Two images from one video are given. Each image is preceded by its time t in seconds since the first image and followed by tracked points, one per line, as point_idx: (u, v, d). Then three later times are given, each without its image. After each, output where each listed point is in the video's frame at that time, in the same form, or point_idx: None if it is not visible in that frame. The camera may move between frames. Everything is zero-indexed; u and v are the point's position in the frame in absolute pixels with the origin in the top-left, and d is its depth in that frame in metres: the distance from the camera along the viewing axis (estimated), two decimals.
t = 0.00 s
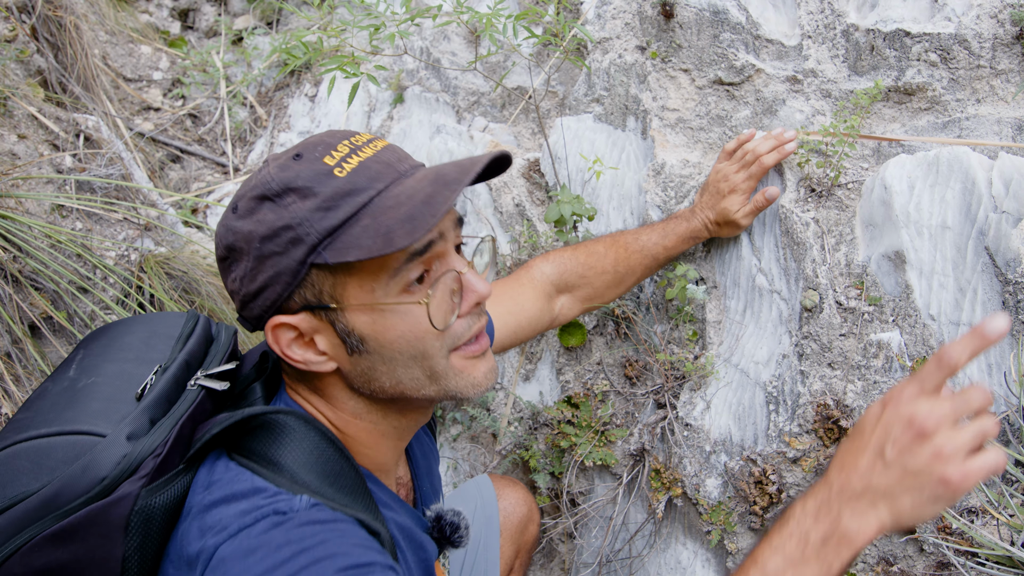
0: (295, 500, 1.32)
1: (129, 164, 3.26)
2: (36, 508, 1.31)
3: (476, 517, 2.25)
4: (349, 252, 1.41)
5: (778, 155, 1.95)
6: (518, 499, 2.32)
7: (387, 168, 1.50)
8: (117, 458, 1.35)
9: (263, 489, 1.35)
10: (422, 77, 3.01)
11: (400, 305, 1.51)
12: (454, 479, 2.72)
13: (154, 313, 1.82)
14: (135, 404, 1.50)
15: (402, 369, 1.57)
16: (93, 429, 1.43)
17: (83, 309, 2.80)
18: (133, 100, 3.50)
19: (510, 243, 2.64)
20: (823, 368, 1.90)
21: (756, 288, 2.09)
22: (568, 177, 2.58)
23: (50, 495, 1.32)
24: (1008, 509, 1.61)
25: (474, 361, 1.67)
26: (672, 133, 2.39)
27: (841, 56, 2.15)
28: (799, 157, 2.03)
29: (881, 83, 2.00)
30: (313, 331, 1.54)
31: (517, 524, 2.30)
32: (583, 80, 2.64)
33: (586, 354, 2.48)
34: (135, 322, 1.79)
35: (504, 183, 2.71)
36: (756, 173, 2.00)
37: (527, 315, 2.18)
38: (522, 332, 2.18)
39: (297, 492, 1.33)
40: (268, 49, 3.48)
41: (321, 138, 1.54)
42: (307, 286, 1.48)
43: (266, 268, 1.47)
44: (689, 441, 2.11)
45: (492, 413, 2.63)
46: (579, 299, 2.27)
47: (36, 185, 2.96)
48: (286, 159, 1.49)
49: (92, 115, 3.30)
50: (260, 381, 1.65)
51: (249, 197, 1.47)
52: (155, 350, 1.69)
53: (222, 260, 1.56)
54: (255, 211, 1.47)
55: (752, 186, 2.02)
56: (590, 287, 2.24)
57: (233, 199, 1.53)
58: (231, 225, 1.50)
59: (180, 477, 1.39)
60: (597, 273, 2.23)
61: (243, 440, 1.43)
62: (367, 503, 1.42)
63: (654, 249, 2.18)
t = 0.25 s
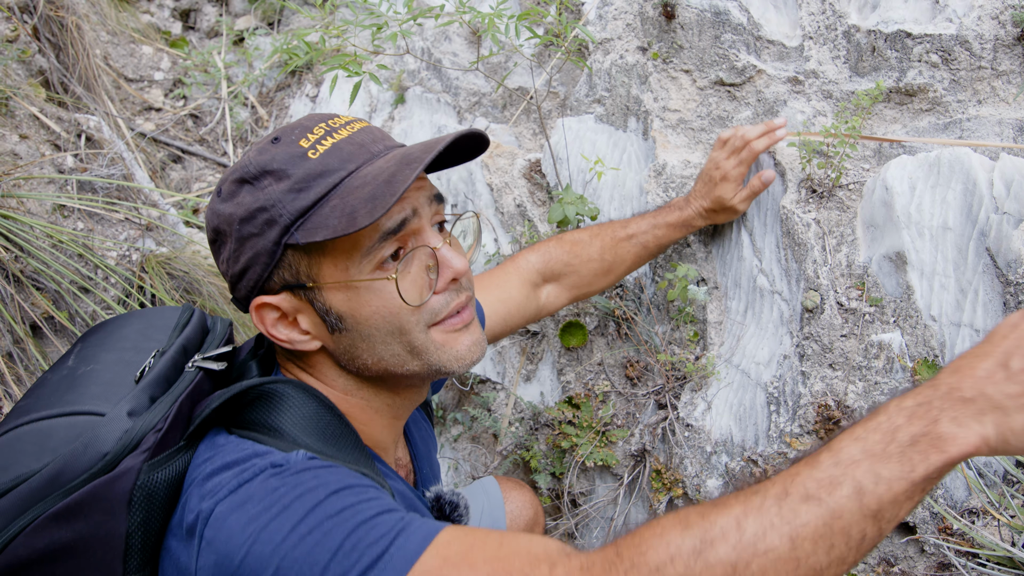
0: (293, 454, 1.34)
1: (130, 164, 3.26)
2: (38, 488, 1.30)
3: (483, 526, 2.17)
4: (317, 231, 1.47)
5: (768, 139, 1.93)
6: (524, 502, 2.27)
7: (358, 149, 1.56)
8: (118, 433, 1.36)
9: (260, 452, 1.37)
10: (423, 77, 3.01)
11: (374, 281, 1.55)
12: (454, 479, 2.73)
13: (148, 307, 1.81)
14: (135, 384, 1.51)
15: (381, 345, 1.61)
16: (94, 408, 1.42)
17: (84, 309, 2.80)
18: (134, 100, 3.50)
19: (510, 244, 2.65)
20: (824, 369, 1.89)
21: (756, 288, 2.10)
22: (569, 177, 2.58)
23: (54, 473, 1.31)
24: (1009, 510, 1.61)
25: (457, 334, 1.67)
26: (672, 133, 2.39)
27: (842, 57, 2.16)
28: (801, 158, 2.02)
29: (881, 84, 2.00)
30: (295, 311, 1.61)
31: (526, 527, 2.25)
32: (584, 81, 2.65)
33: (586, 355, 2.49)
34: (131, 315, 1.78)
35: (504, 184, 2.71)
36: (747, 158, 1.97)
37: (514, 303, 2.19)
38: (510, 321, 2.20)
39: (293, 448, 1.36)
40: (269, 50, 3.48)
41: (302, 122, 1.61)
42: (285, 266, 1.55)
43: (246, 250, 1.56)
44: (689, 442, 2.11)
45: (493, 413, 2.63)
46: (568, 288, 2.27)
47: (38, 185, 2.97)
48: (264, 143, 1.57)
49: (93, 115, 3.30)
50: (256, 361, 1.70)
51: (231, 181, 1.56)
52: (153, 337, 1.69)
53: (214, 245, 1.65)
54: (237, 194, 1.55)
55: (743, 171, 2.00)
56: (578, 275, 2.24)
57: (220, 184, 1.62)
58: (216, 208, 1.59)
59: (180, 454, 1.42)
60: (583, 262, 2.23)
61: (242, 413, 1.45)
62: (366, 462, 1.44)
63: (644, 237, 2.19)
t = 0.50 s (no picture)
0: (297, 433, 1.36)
1: (129, 165, 3.27)
2: (48, 465, 1.33)
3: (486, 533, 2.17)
4: (314, 221, 1.48)
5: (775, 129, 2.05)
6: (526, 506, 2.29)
7: (361, 143, 1.56)
8: (127, 412, 1.38)
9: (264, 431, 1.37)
10: (422, 78, 3.02)
11: (371, 274, 1.55)
12: (454, 479, 2.73)
13: (160, 300, 1.86)
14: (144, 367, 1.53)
15: (379, 337, 1.61)
16: (104, 389, 1.44)
17: (83, 310, 2.80)
18: (133, 101, 3.50)
19: (510, 244, 2.65)
20: (823, 370, 1.90)
21: (756, 289, 2.10)
22: (568, 178, 2.58)
23: (62, 451, 1.33)
24: (1008, 510, 1.61)
25: (455, 328, 1.67)
26: (672, 134, 2.39)
27: (841, 58, 2.16)
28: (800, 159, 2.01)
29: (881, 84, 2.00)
30: (296, 299, 1.62)
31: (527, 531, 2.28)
32: (583, 82, 2.65)
33: (586, 355, 2.49)
34: (144, 307, 1.83)
35: (504, 184, 2.71)
36: (755, 148, 2.05)
37: (522, 305, 2.21)
38: (518, 321, 2.22)
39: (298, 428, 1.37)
40: (268, 51, 3.48)
41: (310, 113, 1.62)
42: (285, 255, 1.56)
43: (250, 238, 1.57)
44: (688, 442, 2.12)
45: (492, 414, 2.64)
46: (576, 289, 2.27)
47: (37, 186, 2.98)
48: (272, 133, 1.58)
49: (92, 116, 3.30)
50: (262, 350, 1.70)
51: (239, 169, 1.58)
52: (163, 326, 1.72)
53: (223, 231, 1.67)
54: (244, 182, 1.57)
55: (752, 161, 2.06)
56: (586, 277, 2.24)
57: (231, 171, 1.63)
58: (223, 196, 1.61)
59: (186, 437, 1.39)
60: (592, 263, 2.23)
61: (246, 399, 1.45)
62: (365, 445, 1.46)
63: (650, 237, 2.18)
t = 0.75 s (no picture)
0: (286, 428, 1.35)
1: (131, 166, 3.28)
2: (42, 465, 1.33)
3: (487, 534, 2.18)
4: (298, 220, 1.48)
5: (779, 133, 2.05)
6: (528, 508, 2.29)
7: (349, 144, 1.56)
8: (120, 412, 1.39)
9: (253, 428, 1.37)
10: (423, 79, 3.02)
11: (354, 274, 1.55)
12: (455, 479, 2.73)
13: (158, 306, 1.88)
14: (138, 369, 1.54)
15: (361, 338, 1.61)
16: (98, 392, 1.46)
17: (86, 310, 2.81)
18: (135, 102, 3.51)
19: (511, 245, 2.65)
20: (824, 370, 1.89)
21: (757, 290, 2.10)
22: (570, 179, 2.59)
23: (57, 451, 1.34)
24: (1009, 510, 1.61)
25: (437, 334, 1.65)
26: (673, 135, 2.39)
27: (842, 58, 2.16)
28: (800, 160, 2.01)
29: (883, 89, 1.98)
30: (284, 298, 1.64)
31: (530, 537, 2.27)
32: (584, 83, 2.65)
33: (586, 355, 2.49)
34: (141, 313, 1.85)
35: (505, 185, 2.71)
36: (757, 149, 2.05)
37: (523, 309, 2.21)
38: (518, 324, 2.22)
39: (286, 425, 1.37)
40: (270, 51, 3.48)
41: (302, 113, 1.63)
42: (273, 254, 1.57)
43: (240, 236, 1.58)
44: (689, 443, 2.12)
45: (493, 414, 2.64)
46: (579, 292, 2.27)
47: (39, 187, 2.99)
48: (264, 132, 1.59)
49: (94, 117, 3.31)
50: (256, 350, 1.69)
51: (231, 168, 1.59)
52: (160, 331, 1.74)
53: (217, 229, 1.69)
54: (235, 180, 1.58)
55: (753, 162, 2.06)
56: (588, 279, 2.25)
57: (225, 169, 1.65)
58: (216, 194, 1.62)
59: (180, 437, 1.38)
60: (594, 265, 2.23)
61: (237, 398, 1.45)
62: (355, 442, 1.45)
63: (652, 238, 2.18)
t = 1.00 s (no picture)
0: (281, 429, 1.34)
1: (131, 166, 3.28)
2: (39, 465, 1.33)
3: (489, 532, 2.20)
4: (295, 220, 1.49)
5: (778, 134, 2.08)
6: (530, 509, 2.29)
7: (348, 145, 1.56)
8: (118, 413, 1.39)
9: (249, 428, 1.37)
10: (423, 79, 3.02)
11: (351, 275, 1.55)
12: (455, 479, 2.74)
13: (160, 307, 1.89)
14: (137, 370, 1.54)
15: (356, 339, 1.61)
16: (96, 392, 1.46)
17: (85, 310, 2.81)
18: (135, 102, 3.51)
19: (511, 245, 2.65)
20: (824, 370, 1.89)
21: (756, 290, 2.10)
22: (569, 179, 2.59)
23: (54, 451, 1.34)
24: (1008, 510, 1.61)
25: (431, 338, 1.65)
26: (672, 135, 2.39)
27: (841, 58, 2.16)
28: (800, 160, 2.01)
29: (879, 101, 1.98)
30: (282, 298, 1.64)
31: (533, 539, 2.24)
32: (584, 83, 2.65)
33: (586, 355, 2.49)
34: (143, 314, 1.85)
35: (505, 185, 2.71)
36: (757, 148, 2.06)
37: (523, 309, 2.22)
38: (517, 324, 2.23)
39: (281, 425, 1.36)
40: (270, 51, 3.48)
41: (303, 114, 1.63)
42: (271, 254, 1.58)
43: (239, 236, 1.59)
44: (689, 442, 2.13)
45: (493, 414, 2.65)
46: (579, 291, 2.28)
47: (39, 187, 3.00)
48: (265, 133, 1.59)
49: (94, 117, 3.31)
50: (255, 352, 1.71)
51: (231, 168, 1.59)
52: (161, 332, 1.74)
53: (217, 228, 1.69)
54: (235, 181, 1.58)
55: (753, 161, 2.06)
56: (589, 279, 2.25)
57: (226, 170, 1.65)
58: (217, 194, 1.63)
59: (177, 438, 1.39)
60: (594, 265, 2.24)
61: (236, 398, 1.45)
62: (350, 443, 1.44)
63: (653, 238, 2.18)
